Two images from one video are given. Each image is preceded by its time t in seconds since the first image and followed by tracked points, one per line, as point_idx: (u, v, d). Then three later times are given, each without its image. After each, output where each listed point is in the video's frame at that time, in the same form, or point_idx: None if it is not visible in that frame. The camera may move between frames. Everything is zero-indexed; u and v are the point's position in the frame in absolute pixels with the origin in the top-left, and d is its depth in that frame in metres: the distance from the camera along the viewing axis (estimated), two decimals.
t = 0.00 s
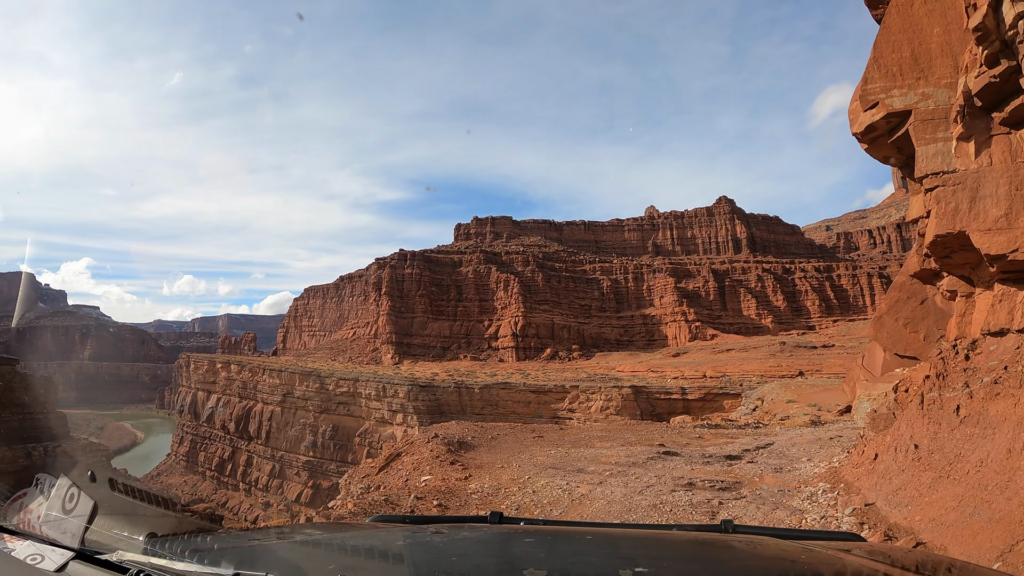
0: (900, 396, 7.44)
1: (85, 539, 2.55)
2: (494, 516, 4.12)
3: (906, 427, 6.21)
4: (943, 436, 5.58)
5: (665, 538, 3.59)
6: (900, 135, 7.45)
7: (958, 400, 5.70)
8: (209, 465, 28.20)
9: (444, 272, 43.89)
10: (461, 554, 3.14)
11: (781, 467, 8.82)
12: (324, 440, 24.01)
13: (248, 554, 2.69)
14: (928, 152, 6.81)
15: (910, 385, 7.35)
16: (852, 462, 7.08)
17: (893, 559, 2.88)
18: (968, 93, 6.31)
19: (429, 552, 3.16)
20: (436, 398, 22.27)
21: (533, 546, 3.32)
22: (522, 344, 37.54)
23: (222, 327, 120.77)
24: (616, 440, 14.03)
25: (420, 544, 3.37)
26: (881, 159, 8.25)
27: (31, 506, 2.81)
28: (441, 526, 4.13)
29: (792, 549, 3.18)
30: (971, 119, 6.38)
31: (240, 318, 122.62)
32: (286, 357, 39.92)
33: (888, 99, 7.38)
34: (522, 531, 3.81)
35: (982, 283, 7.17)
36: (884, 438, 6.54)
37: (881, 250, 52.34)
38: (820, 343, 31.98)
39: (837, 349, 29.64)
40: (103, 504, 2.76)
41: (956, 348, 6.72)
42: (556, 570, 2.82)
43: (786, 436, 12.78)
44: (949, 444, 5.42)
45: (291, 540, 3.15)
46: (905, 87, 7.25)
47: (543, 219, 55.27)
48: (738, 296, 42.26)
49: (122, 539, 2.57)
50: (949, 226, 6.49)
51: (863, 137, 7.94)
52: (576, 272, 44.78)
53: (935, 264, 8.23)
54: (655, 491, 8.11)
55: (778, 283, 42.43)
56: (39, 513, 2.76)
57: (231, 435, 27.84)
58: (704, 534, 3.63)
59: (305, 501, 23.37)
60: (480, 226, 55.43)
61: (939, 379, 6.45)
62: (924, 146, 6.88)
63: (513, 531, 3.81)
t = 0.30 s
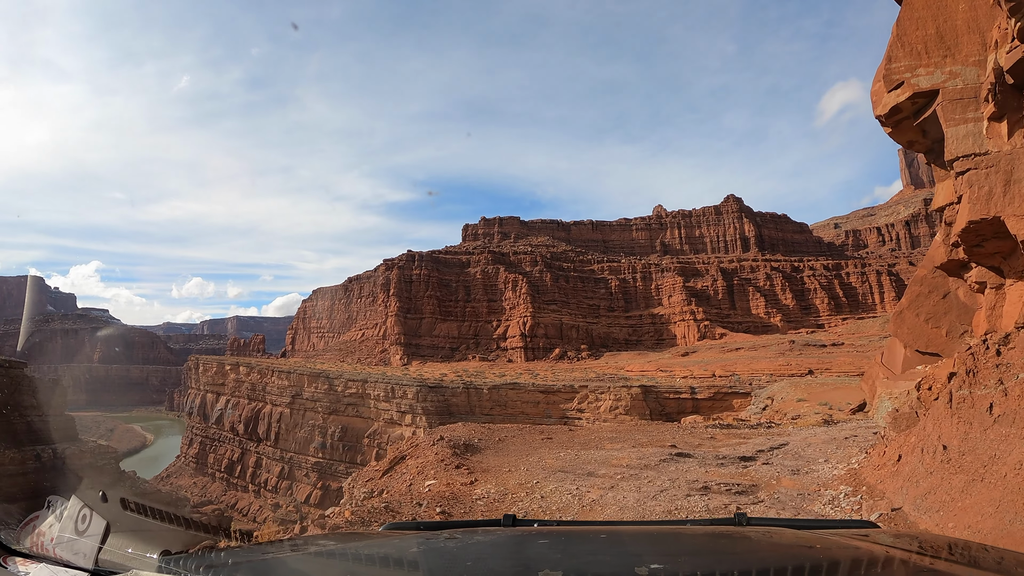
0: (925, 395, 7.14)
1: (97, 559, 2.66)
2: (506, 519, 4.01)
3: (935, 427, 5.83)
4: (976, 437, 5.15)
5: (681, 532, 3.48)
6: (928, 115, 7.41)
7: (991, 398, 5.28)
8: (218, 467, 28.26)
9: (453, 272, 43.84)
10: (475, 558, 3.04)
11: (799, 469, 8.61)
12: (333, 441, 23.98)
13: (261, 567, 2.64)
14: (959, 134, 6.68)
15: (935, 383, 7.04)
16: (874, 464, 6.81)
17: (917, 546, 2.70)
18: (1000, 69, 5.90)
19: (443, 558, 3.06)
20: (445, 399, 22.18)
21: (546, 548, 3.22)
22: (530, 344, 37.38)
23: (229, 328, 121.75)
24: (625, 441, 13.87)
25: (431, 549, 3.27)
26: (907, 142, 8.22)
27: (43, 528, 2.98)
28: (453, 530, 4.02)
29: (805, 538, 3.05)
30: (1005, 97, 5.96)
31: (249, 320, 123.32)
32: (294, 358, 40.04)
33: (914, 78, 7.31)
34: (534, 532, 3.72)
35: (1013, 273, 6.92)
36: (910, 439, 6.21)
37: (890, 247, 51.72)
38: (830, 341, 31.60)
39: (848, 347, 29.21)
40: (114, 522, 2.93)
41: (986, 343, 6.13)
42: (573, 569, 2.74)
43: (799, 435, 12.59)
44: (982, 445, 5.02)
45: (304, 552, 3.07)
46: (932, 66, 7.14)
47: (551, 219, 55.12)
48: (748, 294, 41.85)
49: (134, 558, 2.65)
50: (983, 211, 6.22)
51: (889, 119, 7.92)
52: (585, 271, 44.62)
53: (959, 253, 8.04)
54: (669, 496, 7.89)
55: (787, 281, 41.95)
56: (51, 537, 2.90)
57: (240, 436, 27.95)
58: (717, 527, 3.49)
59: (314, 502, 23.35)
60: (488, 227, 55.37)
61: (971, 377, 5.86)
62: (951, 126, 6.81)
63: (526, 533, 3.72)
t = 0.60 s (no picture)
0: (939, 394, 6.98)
1: (102, 556, 2.56)
2: (511, 518, 3.98)
3: (952, 427, 5.54)
4: (997, 438, 4.81)
5: (684, 533, 3.45)
6: (943, 92, 7.05)
7: (1013, 394, 4.93)
8: (221, 469, 28.30)
9: (455, 273, 43.81)
10: (480, 558, 3.01)
11: (805, 471, 8.53)
12: (336, 442, 23.99)
13: (265, 567, 2.62)
14: (977, 110, 6.32)
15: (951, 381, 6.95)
16: (886, 465, 6.68)
17: (954, 555, 2.55)
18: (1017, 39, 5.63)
19: (449, 557, 3.03)
20: (448, 400, 22.16)
21: (551, 548, 3.18)
22: (533, 344, 37.35)
23: (233, 329, 122.22)
24: (628, 442, 13.80)
25: (436, 548, 3.25)
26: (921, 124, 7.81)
27: (48, 525, 2.84)
28: (458, 529, 4.00)
29: (811, 540, 3.00)
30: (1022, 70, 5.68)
31: (251, 321, 123.46)
32: (297, 360, 40.12)
33: (927, 53, 6.91)
34: (539, 532, 3.69)
35: None
36: (925, 439, 5.98)
37: (893, 245, 51.48)
38: (833, 339, 31.48)
39: (851, 346, 29.06)
40: (117, 522, 2.82)
41: (1008, 337, 5.66)
42: (577, 569, 2.71)
43: (805, 435, 12.50)
44: (1004, 445, 4.70)
45: (308, 551, 3.05)
46: (946, 40, 6.77)
47: (554, 219, 55.10)
48: (750, 294, 41.71)
49: (139, 556, 2.57)
50: (1006, 192, 6.00)
51: (902, 98, 7.55)
52: (587, 271, 44.61)
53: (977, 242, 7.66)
54: (671, 500, 7.80)
55: (790, 280, 41.76)
56: (57, 533, 2.77)
57: (243, 437, 28.02)
58: (720, 528, 3.44)
59: (318, 504, 23.36)
60: (491, 227, 55.41)
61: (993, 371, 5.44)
62: (968, 103, 6.45)
63: (531, 533, 3.69)
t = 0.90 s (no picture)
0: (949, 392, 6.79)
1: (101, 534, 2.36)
2: (511, 513, 3.94)
3: (967, 427, 5.38)
4: (1017, 439, 4.63)
5: (682, 536, 3.42)
6: (953, 70, 6.15)
7: None
8: (225, 471, 28.33)
9: (458, 274, 43.79)
10: (478, 551, 2.98)
11: (810, 473, 8.47)
12: (339, 443, 23.98)
13: (266, 551, 2.57)
14: (992, 86, 5.49)
15: (961, 379, 6.78)
16: (895, 467, 6.58)
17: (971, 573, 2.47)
18: None
19: (446, 549, 3.00)
20: (451, 401, 22.13)
21: (550, 543, 3.14)
22: (536, 344, 37.29)
23: (238, 331, 122.76)
24: (630, 444, 13.74)
25: (435, 539, 3.22)
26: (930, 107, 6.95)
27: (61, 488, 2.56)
28: (458, 521, 3.97)
29: (810, 548, 2.97)
30: None
31: (254, 322, 123.73)
32: (300, 361, 40.21)
33: (938, 26, 5.98)
34: (538, 528, 3.66)
35: None
36: (937, 440, 5.84)
37: (895, 244, 51.24)
38: (836, 338, 31.34)
39: (855, 345, 28.90)
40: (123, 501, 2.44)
41: None
42: (576, 568, 2.65)
43: (809, 436, 12.41)
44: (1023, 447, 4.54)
45: (309, 536, 3.02)
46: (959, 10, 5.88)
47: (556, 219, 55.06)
48: (753, 293, 41.56)
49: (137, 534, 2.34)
50: None
51: (909, 77, 6.62)
52: (590, 271, 44.54)
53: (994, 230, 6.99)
54: (671, 506, 7.70)
55: (793, 279, 41.60)
56: (58, 505, 2.43)
57: (247, 439, 28.09)
58: (719, 533, 3.41)
59: (321, 506, 23.35)
60: (493, 227, 55.40)
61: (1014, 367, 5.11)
62: (983, 79, 5.60)
63: (529, 528, 3.65)
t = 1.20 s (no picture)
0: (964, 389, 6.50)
1: (108, 522, 2.25)
2: (513, 510, 3.92)
3: (985, 428, 5.22)
4: None
5: (683, 536, 3.40)
6: (971, 46, 5.90)
7: None
8: (228, 471, 28.41)
9: (462, 274, 43.82)
10: (480, 547, 2.97)
11: (818, 477, 8.40)
12: (343, 443, 24.01)
13: (270, 544, 2.56)
14: (1015, 59, 5.15)
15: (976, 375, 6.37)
16: (906, 471, 6.51)
17: None
18: None
19: (447, 545, 3.00)
20: (454, 400, 22.13)
21: (553, 541, 3.14)
22: (540, 344, 37.29)
23: (240, 331, 123.11)
24: (633, 445, 13.69)
25: (437, 536, 3.22)
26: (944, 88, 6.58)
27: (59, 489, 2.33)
28: (460, 517, 3.96)
29: (810, 552, 2.94)
30: None
31: (259, 324, 124.24)
32: (304, 361, 40.34)
33: None
34: (540, 525, 3.65)
35: None
36: (954, 443, 5.69)
37: (900, 244, 50.97)
38: (839, 338, 31.20)
39: (859, 344, 28.72)
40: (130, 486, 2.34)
41: None
42: (579, 567, 2.63)
43: (815, 436, 12.32)
44: None
45: (312, 530, 3.01)
46: None
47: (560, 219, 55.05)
48: (757, 293, 41.39)
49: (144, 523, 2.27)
50: None
51: (924, 53, 6.41)
52: (593, 271, 44.49)
53: (1010, 221, 6.06)
54: (672, 512, 7.64)
55: (797, 279, 41.43)
56: (62, 495, 2.31)
57: (250, 439, 28.18)
58: (720, 535, 3.41)
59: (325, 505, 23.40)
60: (497, 227, 55.45)
61: None
62: (1003, 53, 5.30)
63: (532, 526, 3.64)
